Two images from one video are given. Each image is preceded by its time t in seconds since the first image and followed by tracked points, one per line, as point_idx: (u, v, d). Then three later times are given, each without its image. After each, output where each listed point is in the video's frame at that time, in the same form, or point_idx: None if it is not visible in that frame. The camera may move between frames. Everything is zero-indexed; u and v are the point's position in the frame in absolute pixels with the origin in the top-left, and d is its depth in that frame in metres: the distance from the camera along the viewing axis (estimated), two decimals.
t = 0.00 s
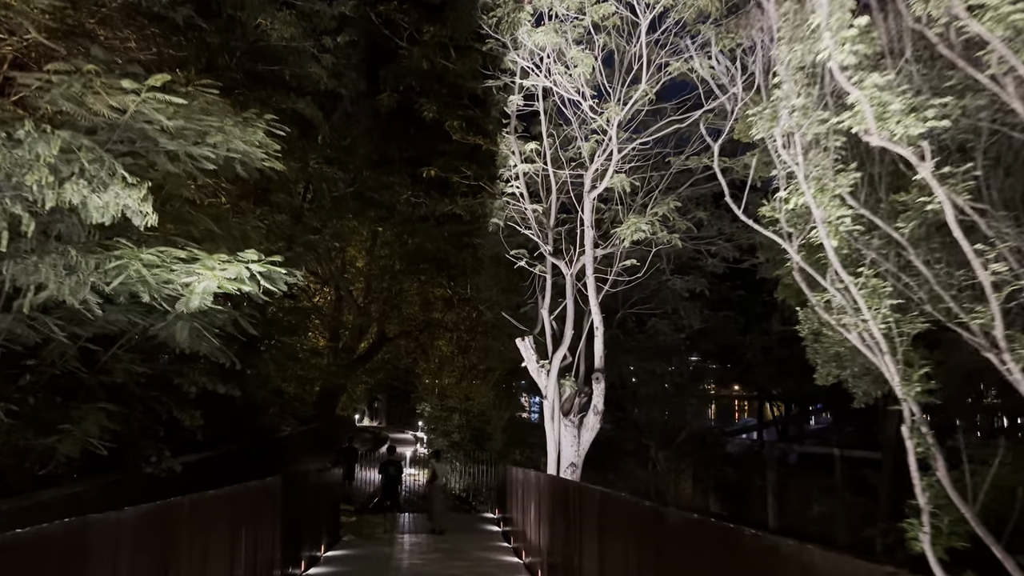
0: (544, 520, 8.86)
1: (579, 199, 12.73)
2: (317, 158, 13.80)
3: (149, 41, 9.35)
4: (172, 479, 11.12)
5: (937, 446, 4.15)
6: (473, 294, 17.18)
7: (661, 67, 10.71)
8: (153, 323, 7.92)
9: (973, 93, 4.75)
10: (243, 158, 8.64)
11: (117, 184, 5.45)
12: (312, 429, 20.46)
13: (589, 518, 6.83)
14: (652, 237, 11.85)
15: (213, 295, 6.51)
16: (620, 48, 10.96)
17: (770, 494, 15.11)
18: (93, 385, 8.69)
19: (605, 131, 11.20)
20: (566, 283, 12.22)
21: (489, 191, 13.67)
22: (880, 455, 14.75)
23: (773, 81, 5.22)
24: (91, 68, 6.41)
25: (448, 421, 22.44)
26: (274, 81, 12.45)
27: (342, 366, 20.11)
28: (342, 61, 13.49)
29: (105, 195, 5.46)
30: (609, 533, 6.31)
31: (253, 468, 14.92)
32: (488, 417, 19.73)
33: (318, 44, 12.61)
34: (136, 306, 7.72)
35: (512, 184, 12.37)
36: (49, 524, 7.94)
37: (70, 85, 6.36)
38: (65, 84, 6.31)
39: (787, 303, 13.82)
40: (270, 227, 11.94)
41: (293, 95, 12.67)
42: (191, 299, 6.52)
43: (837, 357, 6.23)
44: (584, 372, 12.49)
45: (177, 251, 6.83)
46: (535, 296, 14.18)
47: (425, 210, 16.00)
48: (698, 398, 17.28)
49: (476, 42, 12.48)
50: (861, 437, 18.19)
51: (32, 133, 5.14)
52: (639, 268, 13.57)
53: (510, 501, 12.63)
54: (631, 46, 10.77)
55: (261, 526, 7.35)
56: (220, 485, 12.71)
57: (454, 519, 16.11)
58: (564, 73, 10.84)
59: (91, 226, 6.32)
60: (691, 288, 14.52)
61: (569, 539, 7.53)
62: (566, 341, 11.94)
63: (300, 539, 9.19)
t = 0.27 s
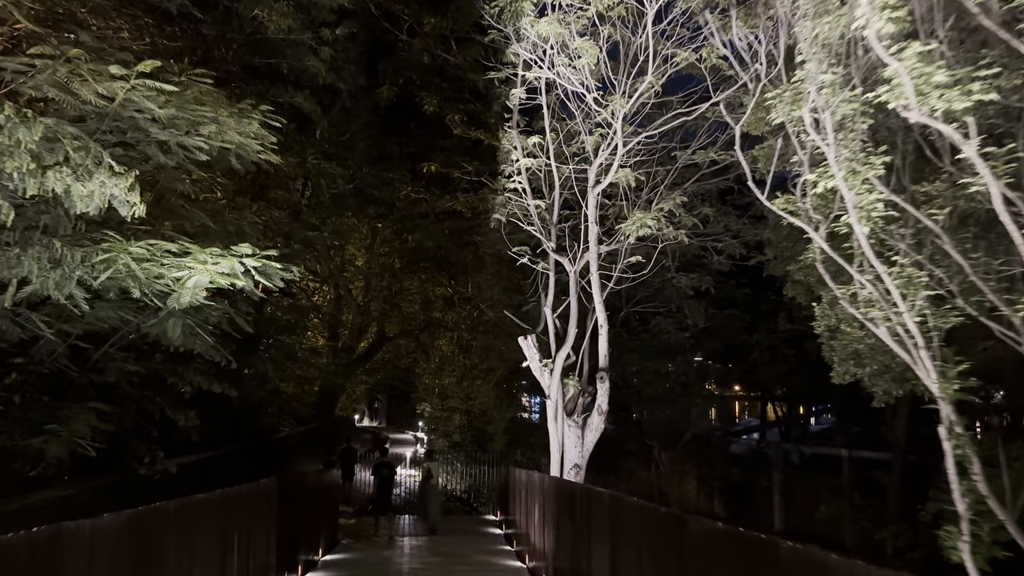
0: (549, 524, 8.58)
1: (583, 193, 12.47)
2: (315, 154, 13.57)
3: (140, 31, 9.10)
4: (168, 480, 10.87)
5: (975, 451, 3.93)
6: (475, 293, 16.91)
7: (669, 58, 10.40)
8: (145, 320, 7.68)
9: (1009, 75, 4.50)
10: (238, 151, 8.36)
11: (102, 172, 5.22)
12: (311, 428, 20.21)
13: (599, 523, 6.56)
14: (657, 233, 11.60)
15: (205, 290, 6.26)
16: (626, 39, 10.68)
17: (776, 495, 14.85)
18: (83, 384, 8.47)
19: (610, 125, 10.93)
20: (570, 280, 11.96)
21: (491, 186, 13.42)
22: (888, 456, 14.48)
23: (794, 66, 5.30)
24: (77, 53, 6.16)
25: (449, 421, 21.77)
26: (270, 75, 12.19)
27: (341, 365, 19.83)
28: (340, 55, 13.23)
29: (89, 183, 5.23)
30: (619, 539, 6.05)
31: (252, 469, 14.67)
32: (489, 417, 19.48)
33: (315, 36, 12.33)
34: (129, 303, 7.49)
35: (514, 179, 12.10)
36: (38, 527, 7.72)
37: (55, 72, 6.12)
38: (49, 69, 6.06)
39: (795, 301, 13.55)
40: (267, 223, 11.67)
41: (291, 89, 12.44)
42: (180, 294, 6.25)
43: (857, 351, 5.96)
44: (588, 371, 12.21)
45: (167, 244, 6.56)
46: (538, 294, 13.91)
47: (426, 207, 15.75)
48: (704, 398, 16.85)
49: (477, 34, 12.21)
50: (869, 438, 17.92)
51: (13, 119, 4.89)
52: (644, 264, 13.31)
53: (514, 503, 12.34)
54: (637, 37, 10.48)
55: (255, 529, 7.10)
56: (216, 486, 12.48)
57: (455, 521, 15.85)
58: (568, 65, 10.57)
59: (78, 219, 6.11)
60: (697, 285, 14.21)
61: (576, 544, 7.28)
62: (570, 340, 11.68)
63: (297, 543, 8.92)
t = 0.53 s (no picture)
0: (555, 528, 8.32)
1: (588, 189, 12.21)
2: (314, 149, 13.32)
3: (134, 20, 8.85)
4: (164, 482, 10.62)
5: (1017, 456, 3.76)
6: (476, 291, 16.66)
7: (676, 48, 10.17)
8: (137, 317, 7.44)
9: None
10: (233, 143, 8.11)
11: (87, 159, 4.98)
12: (311, 429, 19.95)
13: (608, 530, 6.30)
14: (663, 229, 11.36)
15: (197, 285, 6.01)
16: (632, 30, 10.44)
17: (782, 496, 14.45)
18: (74, 384, 8.22)
19: (616, 117, 10.68)
20: (574, 277, 11.70)
21: (493, 182, 13.16)
22: (898, 457, 14.24)
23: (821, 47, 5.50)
24: (63, 37, 5.91)
25: (449, 421, 21.42)
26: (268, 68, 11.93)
27: (341, 365, 19.56)
28: (340, 48, 12.97)
29: (73, 170, 4.99)
30: (632, 545, 5.77)
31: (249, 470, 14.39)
32: (490, 418, 19.23)
33: (315, 28, 12.08)
34: (120, 299, 7.24)
35: (517, 174, 11.85)
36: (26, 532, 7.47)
37: (41, 57, 5.86)
38: (34, 53, 5.79)
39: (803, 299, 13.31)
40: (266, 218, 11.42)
41: (289, 83, 12.19)
42: (171, 289, 6.01)
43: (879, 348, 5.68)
44: (593, 371, 11.95)
45: (158, 237, 6.32)
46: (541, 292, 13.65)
47: (427, 203, 15.50)
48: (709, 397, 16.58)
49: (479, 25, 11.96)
50: (876, 438, 17.68)
51: None
52: (648, 261, 13.07)
53: (517, 505, 12.08)
54: (644, 27, 10.24)
55: (249, 534, 6.83)
56: (213, 488, 12.23)
57: (457, 523, 15.60)
58: (573, 56, 10.32)
59: (65, 210, 5.87)
60: (703, 282, 13.95)
61: (585, 549, 7.02)
62: (574, 338, 11.42)
63: (294, 548, 8.67)
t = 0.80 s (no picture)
0: (559, 533, 8.06)
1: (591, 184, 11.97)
2: (312, 143, 13.08)
3: (125, 8, 8.62)
4: (158, 483, 10.38)
5: None
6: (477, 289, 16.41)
7: (682, 38, 9.92)
8: (127, 313, 7.20)
9: None
10: (226, 134, 7.88)
11: (67, 144, 4.75)
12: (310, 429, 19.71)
13: (616, 535, 6.05)
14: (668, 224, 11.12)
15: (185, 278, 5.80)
16: (636, 20, 10.20)
17: (787, 498, 14.06)
18: (63, 382, 7.99)
19: (620, 110, 10.44)
20: (577, 274, 11.46)
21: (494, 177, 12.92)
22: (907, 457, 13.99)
23: (845, 23, 5.82)
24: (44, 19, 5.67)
25: (450, 420, 21.17)
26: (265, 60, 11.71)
27: (340, 364, 19.33)
28: (338, 41, 12.74)
29: (52, 156, 4.75)
30: (643, 553, 5.49)
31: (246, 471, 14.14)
32: (491, 417, 18.99)
33: (312, 20, 11.85)
34: (109, 295, 7.01)
35: (519, 168, 11.61)
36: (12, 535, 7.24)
37: (23, 40, 5.64)
38: (14, 36, 5.58)
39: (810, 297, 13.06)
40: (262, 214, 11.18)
41: (286, 76, 11.95)
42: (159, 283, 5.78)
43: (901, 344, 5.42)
44: (597, 369, 11.69)
45: (146, 229, 6.09)
46: (544, 289, 13.40)
47: (427, 199, 15.25)
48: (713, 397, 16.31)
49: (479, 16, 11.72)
50: (882, 438, 17.41)
51: None
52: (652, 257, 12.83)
53: (519, 508, 11.81)
54: (648, 17, 9.99)
55: (241, 538, 6.57)
56: (208, 489, 11.99)
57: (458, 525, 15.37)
58: (576, 46, 10.08)
59: (47, 201, 5.64)
60: (708, 279, 13.70)
61: (592, 555, 6.75)
62: (577, 337, 11.17)
63: (290, 552, 8.42)
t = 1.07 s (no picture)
0: (561, 536, 7.77)
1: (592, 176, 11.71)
2: (308, 137, 12.82)
3: None
4: (148, 483, 10.11)
5: None
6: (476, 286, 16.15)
7: (687, 27, 9.66)
8: (112, 307, 6.93)
9: None
10: (215, 122, 7.60)
11: (37, 123, 4.51)
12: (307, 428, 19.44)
13: (622, 539, 5.76)
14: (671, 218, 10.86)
15: (167, 268, 5.54)
16: (640, 8, 9.94)
17: (793, 498, 13.79)
18: (48, 379, 7.72)
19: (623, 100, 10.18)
20: (579, 269, 11.18)
21: (493, 169, 12.67)
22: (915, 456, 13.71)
23: None
24: None
25: (449, 420, 20.89)
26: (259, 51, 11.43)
27: (338, 362, 19.05)
28: (334, 32, 12.46)
29: (22, 136, 4.52)
30: (650, 558, 5.22)
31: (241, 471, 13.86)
32: (491, 416, 18.73)
33: (307, 9, 11.57)
34: (93, 289, 6.76)
35: (519, 161, 11.35)
36: None
37: None
38: None
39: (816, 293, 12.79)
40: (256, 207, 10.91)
41: (280, 67, 11.67)
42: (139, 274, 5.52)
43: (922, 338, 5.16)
44: (598, 367, 11.41)
45: (128, 218, 5.83)
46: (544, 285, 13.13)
47: (425, 194, 14.97)
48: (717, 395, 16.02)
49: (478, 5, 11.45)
50: (889, 437, 17.12)
51: None
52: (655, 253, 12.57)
53: (519, 509, 11.53)
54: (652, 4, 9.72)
55: (225, 542, 6.27)
56: (201, 489, 11.72)
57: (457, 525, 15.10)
58: (577, 35, 9.82)
59: (21, 187, 5.39)
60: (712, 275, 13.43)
61: (596, 560, 6.47)
62: (578, 334, 10.91)
63: (281, 556, 8.13)
